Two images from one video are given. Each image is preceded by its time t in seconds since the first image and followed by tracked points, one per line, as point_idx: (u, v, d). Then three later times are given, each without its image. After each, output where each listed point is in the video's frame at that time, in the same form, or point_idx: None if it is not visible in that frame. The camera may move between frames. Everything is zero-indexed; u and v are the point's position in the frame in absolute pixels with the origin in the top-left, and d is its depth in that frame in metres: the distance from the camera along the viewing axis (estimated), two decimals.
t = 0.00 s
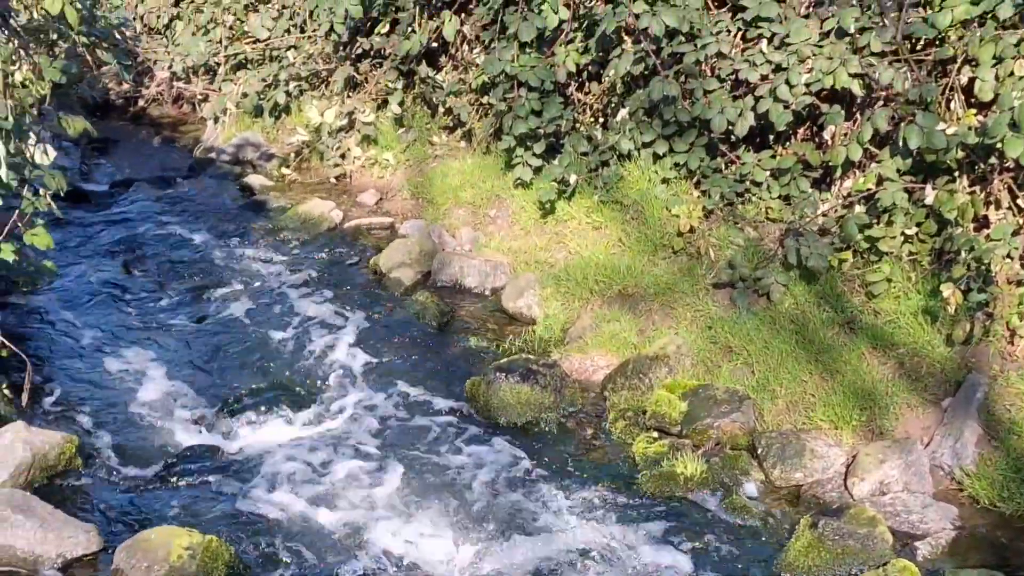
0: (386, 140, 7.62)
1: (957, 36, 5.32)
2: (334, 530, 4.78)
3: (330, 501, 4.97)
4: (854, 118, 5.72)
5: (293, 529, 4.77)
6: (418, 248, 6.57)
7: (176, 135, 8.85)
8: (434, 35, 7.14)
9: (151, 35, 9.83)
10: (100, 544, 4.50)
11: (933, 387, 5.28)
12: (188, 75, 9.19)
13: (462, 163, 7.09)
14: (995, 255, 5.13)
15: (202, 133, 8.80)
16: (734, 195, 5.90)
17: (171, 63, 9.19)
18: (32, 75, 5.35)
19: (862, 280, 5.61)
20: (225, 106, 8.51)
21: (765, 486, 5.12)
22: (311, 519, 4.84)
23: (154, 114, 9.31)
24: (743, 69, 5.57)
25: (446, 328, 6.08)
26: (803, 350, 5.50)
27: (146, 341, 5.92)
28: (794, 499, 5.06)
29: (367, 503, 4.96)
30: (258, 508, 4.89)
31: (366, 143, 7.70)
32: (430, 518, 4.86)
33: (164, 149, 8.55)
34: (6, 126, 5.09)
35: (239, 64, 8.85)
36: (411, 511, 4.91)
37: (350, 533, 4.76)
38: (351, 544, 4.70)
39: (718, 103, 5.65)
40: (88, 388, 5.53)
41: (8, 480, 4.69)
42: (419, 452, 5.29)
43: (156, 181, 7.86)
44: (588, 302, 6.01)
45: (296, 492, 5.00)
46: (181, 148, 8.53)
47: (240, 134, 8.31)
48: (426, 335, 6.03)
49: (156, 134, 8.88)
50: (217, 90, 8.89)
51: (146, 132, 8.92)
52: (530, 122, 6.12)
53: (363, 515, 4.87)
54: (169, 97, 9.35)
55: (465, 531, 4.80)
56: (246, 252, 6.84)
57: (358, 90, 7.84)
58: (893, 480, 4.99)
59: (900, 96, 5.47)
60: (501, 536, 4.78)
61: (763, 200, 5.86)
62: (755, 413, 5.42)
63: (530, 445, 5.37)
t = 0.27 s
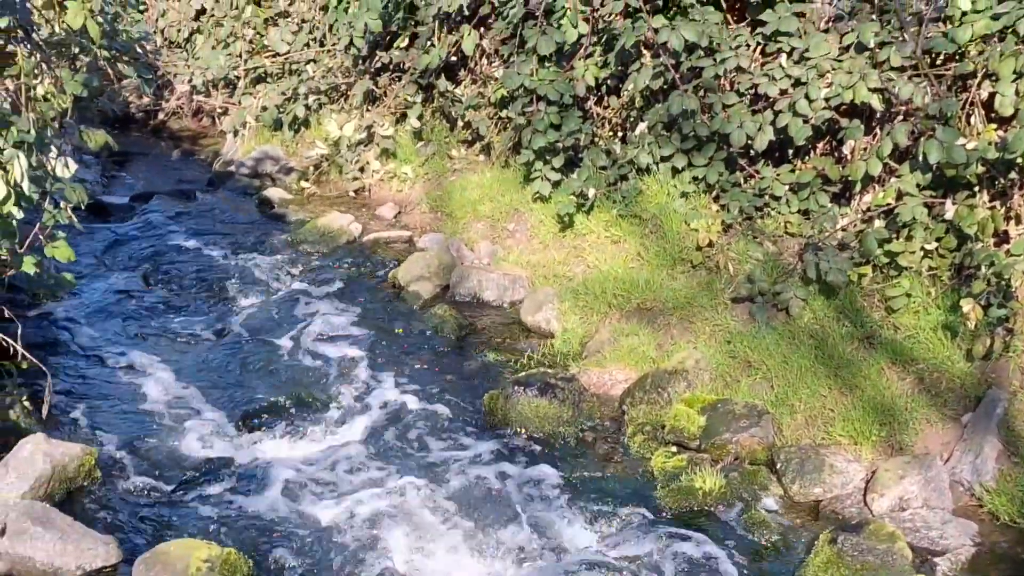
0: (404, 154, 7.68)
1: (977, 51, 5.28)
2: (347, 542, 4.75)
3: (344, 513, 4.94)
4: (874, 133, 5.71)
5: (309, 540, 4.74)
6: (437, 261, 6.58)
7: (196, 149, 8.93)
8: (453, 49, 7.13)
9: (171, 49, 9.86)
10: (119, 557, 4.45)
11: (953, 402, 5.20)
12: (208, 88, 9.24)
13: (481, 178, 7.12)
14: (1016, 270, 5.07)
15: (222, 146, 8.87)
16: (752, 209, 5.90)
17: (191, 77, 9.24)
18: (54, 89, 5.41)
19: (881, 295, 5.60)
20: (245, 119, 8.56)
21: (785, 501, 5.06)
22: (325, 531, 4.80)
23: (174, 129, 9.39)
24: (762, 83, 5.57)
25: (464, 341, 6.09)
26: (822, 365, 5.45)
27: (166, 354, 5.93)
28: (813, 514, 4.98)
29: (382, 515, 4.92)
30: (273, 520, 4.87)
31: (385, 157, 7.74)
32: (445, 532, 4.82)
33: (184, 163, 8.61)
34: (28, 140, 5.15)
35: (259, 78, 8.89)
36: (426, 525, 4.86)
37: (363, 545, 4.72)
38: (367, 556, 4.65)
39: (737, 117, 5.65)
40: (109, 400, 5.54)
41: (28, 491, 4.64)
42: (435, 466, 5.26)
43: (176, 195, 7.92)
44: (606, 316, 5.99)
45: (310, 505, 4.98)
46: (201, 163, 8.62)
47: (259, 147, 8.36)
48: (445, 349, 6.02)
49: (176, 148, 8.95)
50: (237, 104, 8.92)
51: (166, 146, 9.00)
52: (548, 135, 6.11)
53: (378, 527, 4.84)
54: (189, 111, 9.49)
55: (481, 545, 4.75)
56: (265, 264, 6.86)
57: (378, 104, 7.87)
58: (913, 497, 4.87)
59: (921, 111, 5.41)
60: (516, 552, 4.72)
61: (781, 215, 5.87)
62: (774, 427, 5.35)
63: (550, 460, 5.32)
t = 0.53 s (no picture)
0: (415, 169, 7.71)
1: (988, 67, 5.26)
2: (351, 557, 4.70)
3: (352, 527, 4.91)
4: (884, 149, 5.71)
5: (313, 555, 4.69)
6: (447, 277, 6.59)
7: (207, 165, 8.98)
8: (464, 65, 7.11)
9: (183, 66, 9.91)
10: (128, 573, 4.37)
11: (965, 419, 5.15)
12: (219, 104, 9.29)
13: (490, 194, 7.13)
14: None
15: (233, 162, 8.91)
16: (763, 225, 5.95)
17: (202, 94, 9.33)
18: (65, 105, 5.43)
19: (892, 311, 5.59)
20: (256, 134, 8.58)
21: (795, 517, 4.98)
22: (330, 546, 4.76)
23: (186, 145, 9.45)
24: (772, 99, 5.59)
25: (474, 357, 6.09)
26: (833, 381, 5.41)
27: (177, 370, 5.94)
28: (823, 531, 4.90)
29: (389, 529, 4.89)
30: (280, 534, 4.83)
31: (396, 172, 7.77)
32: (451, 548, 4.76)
33: (195, 179, 8.66)
34: (40, 155, 5.17)
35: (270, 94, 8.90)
36: (432, 541, 4.81)
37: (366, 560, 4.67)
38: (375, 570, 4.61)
39: (747, 132, 5.67)
40: (120, 416, 5.55)
41: (39, 505, 4.62)
42: (443, 481, 5.23)
43: (186, 210, 7.96)
44: (616, 332, 5.99)
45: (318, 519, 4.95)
46: (212, 179, 8.67)
47: (270, 163, 8.38)
48: (454, 364, 6.02)
49: (187, 164, 9.01)
50: (249, 120, 8.97)
51: (177, 163, 9.05)
52: (559, 151, 6.15)
53: (386, 540, 4.81)
54: (200, 126, 9.57)
55: (486, 562, 4.68)
56: (275, 279, 6.88)
57: (389, 119, 7.96)
58: (923, 514, 4.81)
59: (931, 127, 5.40)
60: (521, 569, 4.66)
61: (792, 230, 5.88)
62: (784, 444, 5.29)
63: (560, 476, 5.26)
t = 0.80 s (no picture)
0: (426, 183, 7.72)
1: (999, 83, 5.25)
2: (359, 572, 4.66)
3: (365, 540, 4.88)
4: (895, 164, 5.71)
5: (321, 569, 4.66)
6: (458, 291, 6.59)
7: (219, 179, 9.02)
8: (476, 80, 7.12)
9: (195, 78, 9.92)
10: None
11: (976, 434, 5.11)
12: (231, 118, 9.35)
13: (501, 208, 7.13)
14: None
15: (244, 176, 8.95)
16: (774, 240, 5.93)
17: (214, 107, 9.37)
18: (78, 119, 5.45)
19: (904, 326, 5.57)
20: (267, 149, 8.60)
21: (806, 533, 4.95)
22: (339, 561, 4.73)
23: (198, 159, 9.49)
24: (784, 114, 5.58)
25: (484, 371, 6.08)
26: (844, 396, 5.38)
27: (189, 384, 5.94)
28: (835, 547, 4.87)
29: (399, 544, 4.85)
30: (290, 548, 4.80)
31: (407, 186, 7.80)
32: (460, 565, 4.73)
33: (207, 193, 8.70)
34: (53, 169, 5.19)
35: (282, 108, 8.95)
36: (440, 558, 4.77)
37: None
38: None
39: (758, 147, 5.65)
40: (130, 429, 5.54)
41: (50, 519, 4.60)
42: (453, 495, 5.21)
43: (198, 224, 8.00)
44: (627, 346, 5.98)
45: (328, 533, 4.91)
46: (223, 193, 8.69)
47: (281, 177, 8.39)
48: (465, 378, 6.03)
49: (199, 178, 9.05)
50: (260, 134, 9.00)
51: (190, 177, 9.10)
52: (570, 165, 6.16)
53: (396, 557, 4.77)
54: (212, 139, 9.59)
55: None
56: (285, 293, 6.89)
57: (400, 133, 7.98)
58: (935, 529, 4.76)
59: (943, 142, 5.39)
60: None
61: (803, 245, 5.88)
62: (796, 459, 5.27)
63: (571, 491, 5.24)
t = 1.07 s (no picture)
0: (432, 195, 7.72)
1: (1006, 95, 5.25)
2: None
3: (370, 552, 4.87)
4: (902, 176, 5.71)
5: None
6: (464, 302, 6.59)
7: (225, 190, 9.04)
8: (482, 92, 7.13)
9: (201, 90, 9.89)
10: None
11: (982, 448, 5.08)
12: (237, 129, 9.27)
13: (507, 219, 7.13)
14: None
15: (251, 187, 8.96)
16: (780, 252, 5.92)
17: (222, 119, 9.21)
18: (86, 130, 5.46)
19: (909, 339, 5.53)
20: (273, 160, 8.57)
21: (813, 545, 4.92)
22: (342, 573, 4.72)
23: (205, 169, 9.52)
24: (790, 126, 5.57)
25: (490, 383, 6.08)
26: (850, 408, 5.36)
27: (196, 394, 5.95)
28: (841, 559, 4.83)
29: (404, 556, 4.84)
30: (294, 558, 4.80)
31: (413, 198, 7.78)
32: None
33: (214, 204, 8.71)
34: (60, 180, 5.20)
35: (289, 119, 8.94)
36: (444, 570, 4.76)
37: None
38: None
39: (765, 159, 5.67)
40: (136, 440, 5.54)
41: (55, 529, 4.58)
42: (458, 506, 5.20)
43: (205, 235, 8.02)
44: (633, 357, 5.98)
45: (332, 544, 4.90)
46: (229, 204, 8.70)
47: (288, 189, 8.44)
48: (472, 390, 6.02)
49: (206, 188, 9.07)
50: (266, 145, 8.95)
51: (196, 187, 9.13)
52: (576, 177, 6.17)
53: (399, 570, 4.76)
54: (219, 151, 9.52)
55: None
56: (291, 304, 6.90)
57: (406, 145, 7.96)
58: (941, 542, 4.72)
59: (949, 155, 5.38)
60: None
61: (810, 258, 5.86)
62: (802, 471, 5.24)
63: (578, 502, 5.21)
